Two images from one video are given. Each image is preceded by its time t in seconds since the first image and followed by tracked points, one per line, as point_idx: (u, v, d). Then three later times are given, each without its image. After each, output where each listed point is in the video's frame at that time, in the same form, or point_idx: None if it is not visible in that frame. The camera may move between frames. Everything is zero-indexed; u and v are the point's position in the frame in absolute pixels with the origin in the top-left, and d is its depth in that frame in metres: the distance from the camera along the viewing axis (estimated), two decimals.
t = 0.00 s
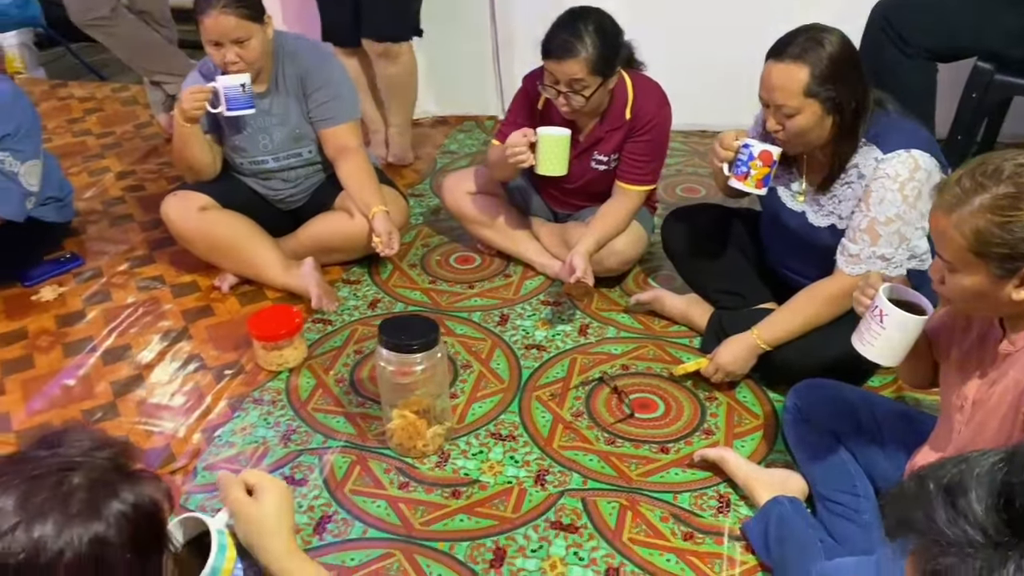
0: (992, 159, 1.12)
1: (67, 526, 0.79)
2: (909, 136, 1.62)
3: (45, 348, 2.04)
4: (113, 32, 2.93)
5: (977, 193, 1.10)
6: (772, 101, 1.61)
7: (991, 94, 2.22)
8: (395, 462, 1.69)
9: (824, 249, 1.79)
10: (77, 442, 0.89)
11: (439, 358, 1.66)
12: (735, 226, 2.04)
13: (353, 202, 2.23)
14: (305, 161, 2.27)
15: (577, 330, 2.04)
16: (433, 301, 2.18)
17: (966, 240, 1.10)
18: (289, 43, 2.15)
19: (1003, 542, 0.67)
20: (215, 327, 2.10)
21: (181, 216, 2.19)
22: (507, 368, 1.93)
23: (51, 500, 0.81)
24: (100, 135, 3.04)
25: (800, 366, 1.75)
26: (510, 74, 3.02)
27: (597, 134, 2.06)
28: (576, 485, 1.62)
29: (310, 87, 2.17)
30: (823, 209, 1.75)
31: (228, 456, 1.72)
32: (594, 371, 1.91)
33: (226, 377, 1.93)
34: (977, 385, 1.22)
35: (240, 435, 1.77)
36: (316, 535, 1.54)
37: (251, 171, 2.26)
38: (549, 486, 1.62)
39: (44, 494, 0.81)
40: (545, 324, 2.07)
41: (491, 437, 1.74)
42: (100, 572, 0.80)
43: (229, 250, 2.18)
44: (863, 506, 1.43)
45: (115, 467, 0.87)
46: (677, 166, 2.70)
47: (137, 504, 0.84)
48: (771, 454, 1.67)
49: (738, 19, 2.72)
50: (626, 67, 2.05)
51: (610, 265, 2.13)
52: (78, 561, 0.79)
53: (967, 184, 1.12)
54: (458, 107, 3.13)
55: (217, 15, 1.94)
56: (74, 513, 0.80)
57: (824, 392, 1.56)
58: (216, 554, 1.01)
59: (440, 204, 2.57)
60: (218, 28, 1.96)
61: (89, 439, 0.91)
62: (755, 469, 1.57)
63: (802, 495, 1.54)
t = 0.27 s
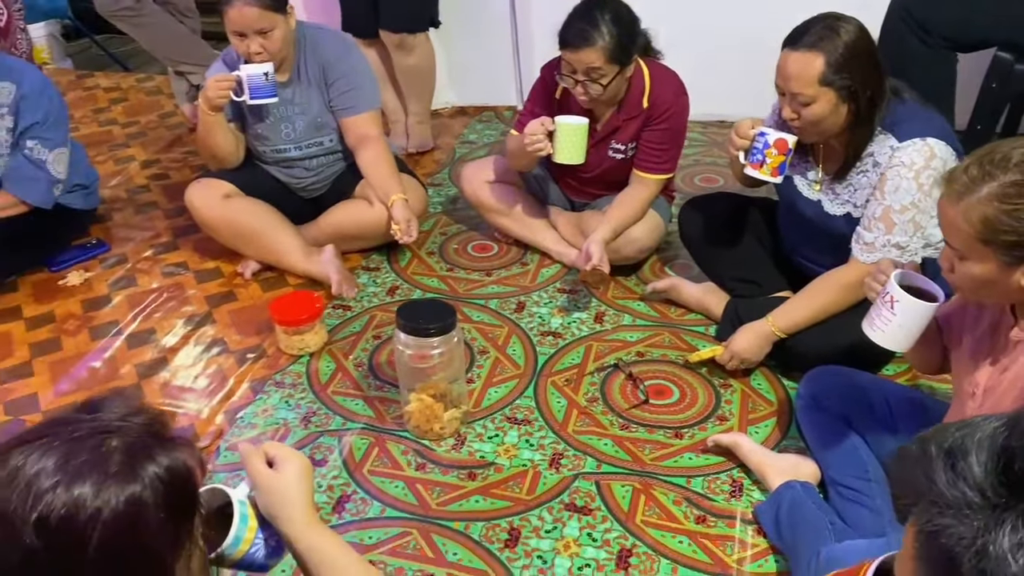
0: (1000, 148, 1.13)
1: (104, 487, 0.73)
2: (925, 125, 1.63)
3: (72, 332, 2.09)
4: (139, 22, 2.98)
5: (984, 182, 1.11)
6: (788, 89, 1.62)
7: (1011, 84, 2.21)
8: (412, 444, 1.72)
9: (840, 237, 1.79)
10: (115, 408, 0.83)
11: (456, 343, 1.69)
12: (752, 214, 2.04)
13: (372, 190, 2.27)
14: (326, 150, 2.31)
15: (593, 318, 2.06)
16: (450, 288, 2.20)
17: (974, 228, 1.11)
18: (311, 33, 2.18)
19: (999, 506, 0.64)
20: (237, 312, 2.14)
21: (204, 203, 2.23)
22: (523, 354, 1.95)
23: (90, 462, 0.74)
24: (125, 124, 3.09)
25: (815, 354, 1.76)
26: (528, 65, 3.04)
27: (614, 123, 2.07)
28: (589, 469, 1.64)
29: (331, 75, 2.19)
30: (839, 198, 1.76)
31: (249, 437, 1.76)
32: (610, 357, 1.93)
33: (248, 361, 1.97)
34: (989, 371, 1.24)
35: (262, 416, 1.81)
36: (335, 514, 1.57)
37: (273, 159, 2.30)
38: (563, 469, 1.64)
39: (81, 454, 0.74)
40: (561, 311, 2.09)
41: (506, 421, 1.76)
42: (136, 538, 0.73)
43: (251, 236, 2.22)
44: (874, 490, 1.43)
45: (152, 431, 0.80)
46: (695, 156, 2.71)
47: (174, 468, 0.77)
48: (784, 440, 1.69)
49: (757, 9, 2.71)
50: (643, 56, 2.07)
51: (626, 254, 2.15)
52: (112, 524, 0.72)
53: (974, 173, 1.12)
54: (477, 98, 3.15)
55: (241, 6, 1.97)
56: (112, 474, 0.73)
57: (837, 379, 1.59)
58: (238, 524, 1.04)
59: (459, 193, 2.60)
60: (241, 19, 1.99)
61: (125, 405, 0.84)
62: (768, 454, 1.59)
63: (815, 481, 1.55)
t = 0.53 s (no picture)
0: (1001, 138, 1.14)
1: (127, 453, 0.76)
2: (938, 112, 1.63)
3: (94, 316, 2.14)
4: (162, 14, 3.08)
5: (985, 172, 1.11)
6: (802, 76, 1.62)
7: None
8: (425, 428, 1.75)
9: (852, 225, 1.80)
10: (137, 378, 0.86)
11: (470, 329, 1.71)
12: (764, 204, 2.05)
13: (389, 179, 2.30)
14: (344, 139, 2.34)
15: (606, 306, 2.08)
16: (465, 276, 2.23)
17: (977, 217, 1.12)
18: (330, 23, 2.21)
19: (957, 471, 0.66)
20: (255, 298, 2.18)
21: (224, 191, 2.27)
22: (536, 341, 1.97)
23: (114, 428, 0.78)
24: (147, 114, 3.13)
25: (826, 343, 1.77)
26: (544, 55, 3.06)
27: (629, 113, 2.08)
28: (600, 453, 1.66)
29: (348, 65, 2.22)
30: (851, 185, 1.76)
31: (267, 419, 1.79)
32: (622, 345, 1.95)
33: (266, 345, 2.01)
34: (997, 359, 1.26)
35: (279, 399, 1.84)
36: (350, 494, 1.60)
37: (292, 148, 2.33)
38: (573, 453, 1.66)
39: (105, 421, 0.78)
40: (574, 299, 2.11)
41: (518, 406, 1.79)
42: (156, 502, 0.77)
43: (269, 224, 2.26)
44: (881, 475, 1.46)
45: (172, 401, 0.84)
46: (710, 147, 2.72)
47: (193, 437, 0.81)
48: (794, 427, 1.70)
49: None
50: (657, 45, 2.08)
51: (640, 243, 2.16)
52: (136, 488, 0.75)
53: (976, 163, 1.13)
54: (493, 89, 3.17)
55: None
56: (134, 441, 0.77)
57: (846, 365, 1.59)
58: (256, 492, 1.11)
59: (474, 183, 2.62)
60: (260, 10, 2.01)
61: (143, 376, 0.88)
62: (776, 439, 1.60)
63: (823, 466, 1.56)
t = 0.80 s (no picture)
0: (986, 130, 1.18)
1: (134, 422, 0.79)
2: (941, 101, 1.64)
3: (110, 304, 2.18)
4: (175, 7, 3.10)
5: (972, 165, 1.16)
6: (806, 64, 1.64)
7: None
8: (432, 413, 1.78)
9: (856, 214, 1.81)
10: (142, 351, 0.89)
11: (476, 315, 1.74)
12: (768, 195, 2.08)
13: (399, 169, 2.33)
14: (355, 129, 2.37)
15: (612, 295, 2.10)
16: (473, 265, 2.25)
17: (964, 209, 1.16)
18: (340, 15, 2.24)
19: (876, 426, 0.71)
20: (267, 287, 2.22)
21: (237, 180, 2.30)
22: (542, 329, 2.00)
23: (120, 397, 0.80)
24: (163, 107, 3.18)
25: (828, 331, 1.79)
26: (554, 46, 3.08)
27: (636, 103, 2.10)
28: (603, 438, 1.69)
29: (359, 56, 2.25)
30: (854, 173, 1.77)
31: (277, 404, 1.83)
32: (626, 333, 1.97)
33: (277, 332, 2.05)
34: (993, 345, 1.29)
35: (290, 384, 1.88)
36: (357, 476, 1.64)
37: (303, 139, 2.37)
38: (577, 439, 1.69)
39: (113, 391, 0.81)
40: (581, 289, 2.13)
41: (523, 392, 1.81)
42: (162, 470, 0.80)
43: (281, 214, 2.29)
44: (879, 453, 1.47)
45: (178, 372, 0.86)
46: (718, 138, 2.73)
47: (199, 407, 0.84)
48: (796, 414, 1.71)
49: None
50: (664, 35, 2.09)
51: (646, 232, 2.18)
52: (143, 456, 0.79)
53: (962, 157, 1.17)
54: (503, 81, 3.19)
55: None
56: (141, 410, 0.80)
57: (841, 351, 1.63)
58: (271, 459, 1.11)
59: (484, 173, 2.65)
60: (272, 3, 2.04)
61: (153, 348, 0.91)
62: (776, 425, 1.62)
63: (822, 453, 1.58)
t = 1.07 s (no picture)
0: (975, 126, 1.19)
1: (121, 406, 0.83)
2: (938, 96, 1.64)
3: (117, 297, 2.21)
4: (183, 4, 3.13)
5: (959, 161, 1.17)
6: (805, 58, 1.64)
7: None
8: (432, 405, 1.80)
9: (854, 209, 1.82)
10: (127, 337, 0.92)
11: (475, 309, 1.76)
12: (768, 188, 2.08)
13: (402, 164, 2.35)
14: (358, 125, 2.39)
15: (613, 289, 2.11)
16: (476, 260, 2.27)
17: (953, 205, 1.18)
18: (345, 11, 2.25)
19: (813, 398, 0.77)
20: (272, 281, 2.24)
21: (242, 176, 2.33)
22: (543, 323, 2.01)
23: (108, 381, 0.84)
24: (172, 104, 3.21)
25: (827, 324, 1.80)
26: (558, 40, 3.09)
27: (637, 98, 2.11)
28: (601, 431, 1.70)
29: (362, 53, 2.27)
30: (853, 168, 1.78)
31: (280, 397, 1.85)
32: (626, 326, 1.98)
33: (281, 326, 2.07)
34: (986, 339, 1.29)
35: (293, 377, 1.90)
36: (357, 468, 1.66)
37: (308, 135, 2.39)
38: (575, 431, 1.70)
39: (99, 376, 0.84)
40: (582, 283, 2.15)
41: (523, 385, 1.83)
42: (151, 451, 0.83)
43: (285, 208, 2.32)
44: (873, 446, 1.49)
45: (161, 357, 0.90)
46: (722, 134, 2.73)
47: (184, 389, 0.87)
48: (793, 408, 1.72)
49: None
50: (665, 31, 2.10)
51: (647, 227, 2.19)
52: (132, 437, 0.82)
53: (952, 152, 1.18)
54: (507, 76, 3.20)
55: None
56: (128, 393, 0.84)
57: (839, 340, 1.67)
58: (263, 446, 1.18)
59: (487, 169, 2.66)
60: None
61: (135, 334, 0.94)
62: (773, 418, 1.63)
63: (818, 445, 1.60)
